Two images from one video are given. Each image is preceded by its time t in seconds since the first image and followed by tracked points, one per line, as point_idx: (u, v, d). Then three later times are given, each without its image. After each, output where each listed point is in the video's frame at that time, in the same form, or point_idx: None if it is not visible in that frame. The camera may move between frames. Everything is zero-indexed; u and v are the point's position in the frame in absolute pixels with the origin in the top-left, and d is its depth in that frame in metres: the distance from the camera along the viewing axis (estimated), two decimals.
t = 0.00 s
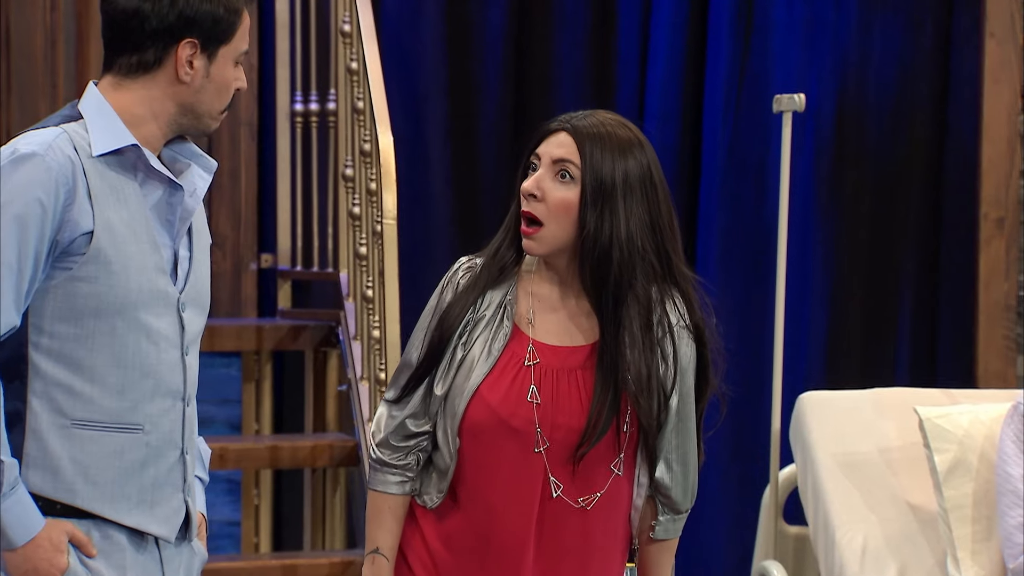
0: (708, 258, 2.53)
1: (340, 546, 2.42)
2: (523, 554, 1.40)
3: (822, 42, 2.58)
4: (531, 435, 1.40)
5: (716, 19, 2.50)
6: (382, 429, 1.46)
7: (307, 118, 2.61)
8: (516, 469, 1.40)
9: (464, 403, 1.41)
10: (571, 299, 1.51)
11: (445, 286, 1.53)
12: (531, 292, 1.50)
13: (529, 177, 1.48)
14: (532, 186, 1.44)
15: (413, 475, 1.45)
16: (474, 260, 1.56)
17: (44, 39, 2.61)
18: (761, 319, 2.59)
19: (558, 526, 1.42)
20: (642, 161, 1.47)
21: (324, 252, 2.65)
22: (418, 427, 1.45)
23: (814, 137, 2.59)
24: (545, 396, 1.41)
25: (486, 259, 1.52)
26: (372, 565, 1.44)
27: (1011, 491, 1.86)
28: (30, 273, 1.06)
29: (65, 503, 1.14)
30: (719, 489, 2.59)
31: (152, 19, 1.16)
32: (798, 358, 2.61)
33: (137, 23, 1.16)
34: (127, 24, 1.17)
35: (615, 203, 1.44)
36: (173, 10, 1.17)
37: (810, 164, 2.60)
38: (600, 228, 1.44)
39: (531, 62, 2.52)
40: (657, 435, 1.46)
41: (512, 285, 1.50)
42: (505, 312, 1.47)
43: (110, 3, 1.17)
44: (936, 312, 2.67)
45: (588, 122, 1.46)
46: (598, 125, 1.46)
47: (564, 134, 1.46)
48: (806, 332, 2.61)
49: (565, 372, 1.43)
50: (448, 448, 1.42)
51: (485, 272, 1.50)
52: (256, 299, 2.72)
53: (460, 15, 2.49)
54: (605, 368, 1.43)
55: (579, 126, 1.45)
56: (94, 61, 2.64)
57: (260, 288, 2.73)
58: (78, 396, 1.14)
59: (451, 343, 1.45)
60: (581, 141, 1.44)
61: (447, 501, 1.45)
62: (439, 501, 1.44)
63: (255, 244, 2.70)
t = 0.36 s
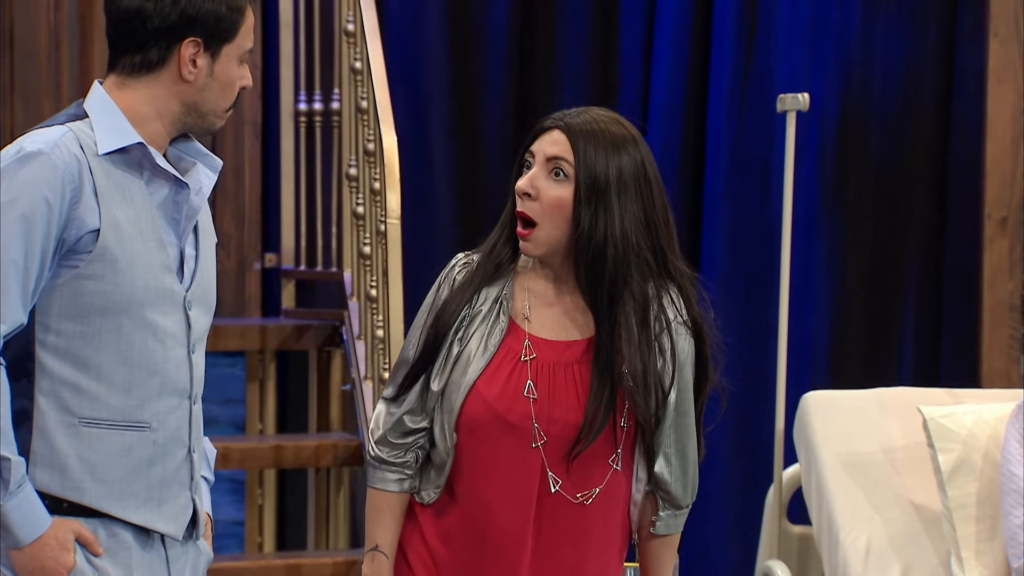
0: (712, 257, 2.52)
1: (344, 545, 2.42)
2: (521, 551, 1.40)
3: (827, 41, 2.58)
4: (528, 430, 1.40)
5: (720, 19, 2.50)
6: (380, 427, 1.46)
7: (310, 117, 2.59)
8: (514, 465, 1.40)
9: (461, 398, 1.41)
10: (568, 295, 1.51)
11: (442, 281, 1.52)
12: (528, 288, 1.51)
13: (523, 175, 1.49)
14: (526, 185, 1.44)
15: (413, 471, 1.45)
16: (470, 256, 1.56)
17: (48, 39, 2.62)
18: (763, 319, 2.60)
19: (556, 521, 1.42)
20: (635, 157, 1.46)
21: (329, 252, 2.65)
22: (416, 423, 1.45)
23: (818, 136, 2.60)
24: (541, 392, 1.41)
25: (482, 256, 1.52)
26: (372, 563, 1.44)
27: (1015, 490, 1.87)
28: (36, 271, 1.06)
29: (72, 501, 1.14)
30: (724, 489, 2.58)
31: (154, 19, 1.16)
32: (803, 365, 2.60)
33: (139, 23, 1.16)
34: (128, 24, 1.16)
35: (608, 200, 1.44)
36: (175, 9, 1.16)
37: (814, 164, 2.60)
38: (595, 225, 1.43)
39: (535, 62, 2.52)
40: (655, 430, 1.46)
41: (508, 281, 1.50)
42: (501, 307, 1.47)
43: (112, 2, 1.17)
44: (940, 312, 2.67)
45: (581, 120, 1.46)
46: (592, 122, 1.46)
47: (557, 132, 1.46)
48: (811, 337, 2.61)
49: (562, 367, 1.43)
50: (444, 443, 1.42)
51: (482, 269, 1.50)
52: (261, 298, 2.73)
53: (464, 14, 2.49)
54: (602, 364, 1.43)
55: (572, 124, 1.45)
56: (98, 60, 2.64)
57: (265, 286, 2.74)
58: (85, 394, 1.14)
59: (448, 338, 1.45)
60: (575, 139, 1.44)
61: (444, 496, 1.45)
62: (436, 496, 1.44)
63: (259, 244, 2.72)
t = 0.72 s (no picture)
0: (713, 252, 2.52)
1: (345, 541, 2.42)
2: (506, 553, 1.41)
3: (826, 37, 2.58)
4: (515, 431, 1.41)
5: (720, 14, 2.50)
6: (374, 423, 1.48)
7: (310, 112, 2.59)
8: (500, 466, 1.41)
9: (450, 398, 1.42)
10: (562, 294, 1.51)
11: (439, 277, 1.53)
12: (522, 288, 1.51)
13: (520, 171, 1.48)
14: (520, 183, 1.43)
15: (405, 468, 1.47)
16: (467, 251, 1.57)
17: (47, 33, 2.61)
18: (763, 316, 2.60)
19: (542, 523, 1.43)
20: (629, 158, 1.45)
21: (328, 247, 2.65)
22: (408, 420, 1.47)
23: (818, 130, 2.60)
24: (530, 394, 1.42)
25: (478, 252, 1.53)
26: (364, 557, 1.46)
27: (1016, 485, 1.87)
28: (38, 266, 1.06)
29: (75, 496, 1.14)
30: (724, 484, 2.58)
31: (156, 14, 1.16)
32: (803, 355, 2.61)
33: (142, 18, 1.16)
34: (131, 19, 1.16)
35: (598, 202, 1.43)
36: (177, 4, 1.16)
37: (814, 158, 2.60)
38: (584, 227, 1.42)
39: (535, 58, 2.51)
40: (642, 434, 1.46)
41: (503, 279, 1.51)
42: (494, 307, 1.48)
43: None
44: (940, 308, 2.67)
45: (577, 119, 1.45)
46: (586, 122, 1.45)
47: (553, 132, 1.45)
48: (810, 337, 2.61)
49: (551, 369, 1.44)
50: (434, 441, 1.44)
51: (478, 266, 1.50)
52: (260, 293, 2.73)
53: (464, 9, 2.49)
54: (591, 365, 1.43)
55: (568, 124, 1.44)
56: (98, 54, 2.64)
57: (264, 281, 2.74)
58: (87, 388, 1.13)
59: (441, 337, 1.46)
60: (569, 138, 1.43)
61: (435, 494, 1.47)
62: (427, 494, 1.46)
63: (259, 239, 2.72)
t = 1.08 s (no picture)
0: (717, 246, 2.51)
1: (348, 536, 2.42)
2: (500, 553, 1.41)
3: (830, 33, 2.57)
4: (510, 432, 1.41)
5: (723, 9, 2.49)
6: (371, 421, 1.49)
7: (313, 108, 2.59)
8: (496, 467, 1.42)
9: (445, 397, 1.43)
10: (561, 293, 1.51)
11: (437, 277, 1.54)
12: (520, 288, 1.51)
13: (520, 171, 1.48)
14: (521, 184, 1.43)
15: (401, 465, 1.48)
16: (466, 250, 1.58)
17: (49, 29, 2.60)
18: (766, 311, 2.59)
19: (536, 525, 1.43)
20: (630, 157, 1.45)
21: (331, 243, 2.65)
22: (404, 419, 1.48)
23: (819, 126, 2.60)
24: (526, 394, 1.42)
25: (478, 250, 1.53)
26: (359, 553, 1.47)
27: (1018, 481, 1.87)
28: (43, 261, 1.05)
29: (80, 491, 1.14)
30: (727, 480, 2.59)
31: (162, 11, 1.15)
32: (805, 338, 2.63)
33: (148, 14, 1.15)
34: (137, 14, 1.15)
35: (603, 203, 1.43)
36: None
37: (816, 154, 2.61)
38: (588, 228, 1.42)
39: (538, 53, 2.51)
40: (639, 436, 1.46)
41: (501, 279, 1.51)
42: (491, 307, 1.48)
43: None
44: (942, 304, 2.67)
45: (577, 120, 1.45)
46: (587, 122, 1.44)
47: (553, 132, 1.45)
48: (812, 330, 2.63)
49: (548, 370, 1.44)
50: (428, 439, 1.44)
51: (477, 266, 1.51)
52: (263, 288, 2.73)
53: (466, 5, 2.49)
54: (591, 367, 1.43)
55: (569, 124, 1.44)
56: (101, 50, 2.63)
57: (266, 277, 2.74)
58: (93, 384, 1.13)
59: (440, 337, 1.47)
60: (570, 138, 1.43)
61: (432, 493, 1.47)
62: (424, 493, 1.46)
63: (261, 235, 2.72)
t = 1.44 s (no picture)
0: (724, 241, 2.51)
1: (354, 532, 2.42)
2: (503, 548, 1.40)
3: (835, 30, 2.58)
4: (512, 427, 1.41)
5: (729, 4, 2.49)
6: (375, 417, 1.50)
7: (319, 104, 2.61)
8: (498, 461, 1.41)
9: (447, 392, 1.43)
10: (561, 287, 1.51)
11: (438, 273, 1.54)
12: (522, 281, 1.51)
13: (520, 165, 1.48)
14: (521, 177, 1.43)
15: (405, 460, 1.48)
16: (467, 245, 1.58)
17: (55, 24, 2.61)
18: (772, 307, 2.59)
19: (539, 519, 1.42)
20: (631, 152, 1.45)
21: (337, 239, 2.65)
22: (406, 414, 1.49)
23: (826, 119, 2.59)
24: (528, 389, 1.42)
25: (480, 244, 1.54)
26: (364, 549, 1.47)
27: None
28: (53, 258, 1.05)
29: (89, 488, 1.14)
30: (732, 475, 2.58)
31: (174, 8, 1.14)
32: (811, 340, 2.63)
33: (160, 11, 1.14)
34: (148, 11, 1.14)
35: (603, 197, 1.42)
36: None
37: (821, 147, 2.60)
38: (587, 222, 1.42)
39: (543, 50, 2.51)
40: (641, 428, 1.46)
41: (502, 273, 1.51)
42: (493, 301, 1.48)
43: None
44: (948, 299, 2.67)
45: (578, 113, 1.45)
46: (588, 115, 1.44)
47: (554, 126, 1.45)
48: (818, 323, 2.62)
49: (550, 364, 1.43)
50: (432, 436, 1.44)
51: (479, 261, 1.51)
52: (268, 284, 2.73)
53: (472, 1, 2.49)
54: (592, 359, 1.43)
55: (570, 117, 1.44)
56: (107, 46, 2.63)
57: (272, 273, 2.73)
58: (103, 381, 1.13)
59: (441, 331, 1.47)
60: (570, 132, 1.43)
61: (434, 489, 1.47)
62: (427, 489, 1.46)
63: (267, 230, 2.72)
